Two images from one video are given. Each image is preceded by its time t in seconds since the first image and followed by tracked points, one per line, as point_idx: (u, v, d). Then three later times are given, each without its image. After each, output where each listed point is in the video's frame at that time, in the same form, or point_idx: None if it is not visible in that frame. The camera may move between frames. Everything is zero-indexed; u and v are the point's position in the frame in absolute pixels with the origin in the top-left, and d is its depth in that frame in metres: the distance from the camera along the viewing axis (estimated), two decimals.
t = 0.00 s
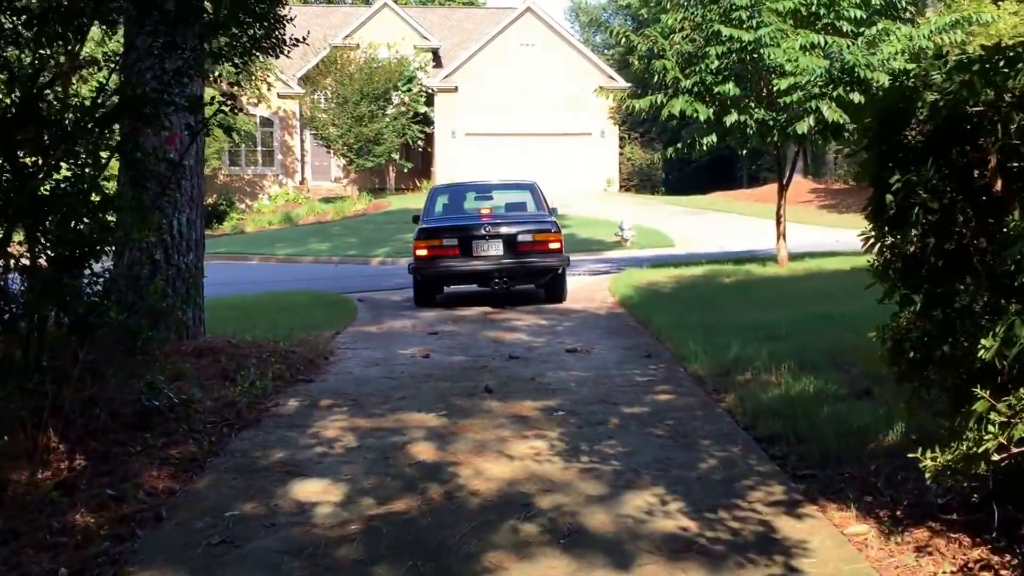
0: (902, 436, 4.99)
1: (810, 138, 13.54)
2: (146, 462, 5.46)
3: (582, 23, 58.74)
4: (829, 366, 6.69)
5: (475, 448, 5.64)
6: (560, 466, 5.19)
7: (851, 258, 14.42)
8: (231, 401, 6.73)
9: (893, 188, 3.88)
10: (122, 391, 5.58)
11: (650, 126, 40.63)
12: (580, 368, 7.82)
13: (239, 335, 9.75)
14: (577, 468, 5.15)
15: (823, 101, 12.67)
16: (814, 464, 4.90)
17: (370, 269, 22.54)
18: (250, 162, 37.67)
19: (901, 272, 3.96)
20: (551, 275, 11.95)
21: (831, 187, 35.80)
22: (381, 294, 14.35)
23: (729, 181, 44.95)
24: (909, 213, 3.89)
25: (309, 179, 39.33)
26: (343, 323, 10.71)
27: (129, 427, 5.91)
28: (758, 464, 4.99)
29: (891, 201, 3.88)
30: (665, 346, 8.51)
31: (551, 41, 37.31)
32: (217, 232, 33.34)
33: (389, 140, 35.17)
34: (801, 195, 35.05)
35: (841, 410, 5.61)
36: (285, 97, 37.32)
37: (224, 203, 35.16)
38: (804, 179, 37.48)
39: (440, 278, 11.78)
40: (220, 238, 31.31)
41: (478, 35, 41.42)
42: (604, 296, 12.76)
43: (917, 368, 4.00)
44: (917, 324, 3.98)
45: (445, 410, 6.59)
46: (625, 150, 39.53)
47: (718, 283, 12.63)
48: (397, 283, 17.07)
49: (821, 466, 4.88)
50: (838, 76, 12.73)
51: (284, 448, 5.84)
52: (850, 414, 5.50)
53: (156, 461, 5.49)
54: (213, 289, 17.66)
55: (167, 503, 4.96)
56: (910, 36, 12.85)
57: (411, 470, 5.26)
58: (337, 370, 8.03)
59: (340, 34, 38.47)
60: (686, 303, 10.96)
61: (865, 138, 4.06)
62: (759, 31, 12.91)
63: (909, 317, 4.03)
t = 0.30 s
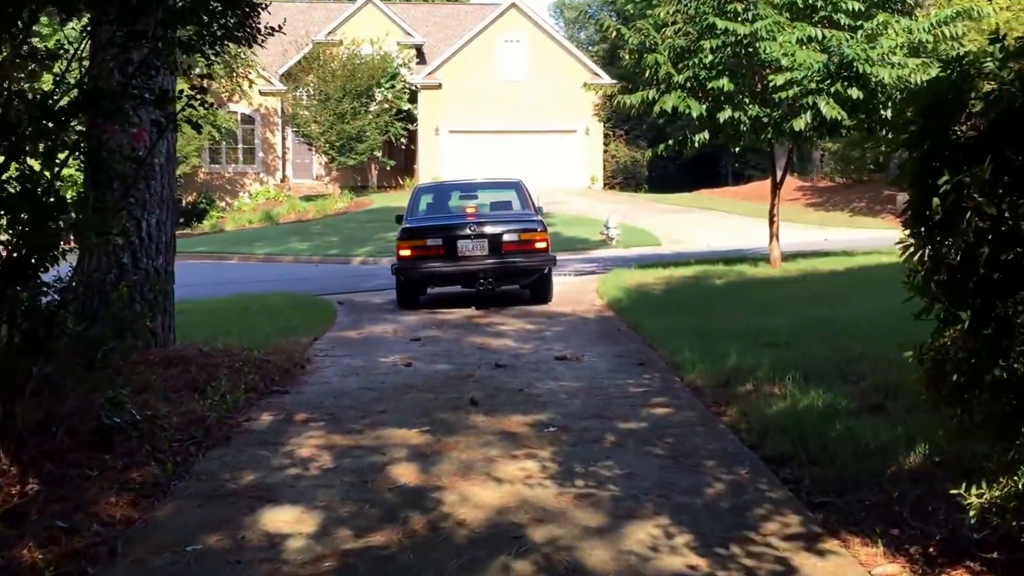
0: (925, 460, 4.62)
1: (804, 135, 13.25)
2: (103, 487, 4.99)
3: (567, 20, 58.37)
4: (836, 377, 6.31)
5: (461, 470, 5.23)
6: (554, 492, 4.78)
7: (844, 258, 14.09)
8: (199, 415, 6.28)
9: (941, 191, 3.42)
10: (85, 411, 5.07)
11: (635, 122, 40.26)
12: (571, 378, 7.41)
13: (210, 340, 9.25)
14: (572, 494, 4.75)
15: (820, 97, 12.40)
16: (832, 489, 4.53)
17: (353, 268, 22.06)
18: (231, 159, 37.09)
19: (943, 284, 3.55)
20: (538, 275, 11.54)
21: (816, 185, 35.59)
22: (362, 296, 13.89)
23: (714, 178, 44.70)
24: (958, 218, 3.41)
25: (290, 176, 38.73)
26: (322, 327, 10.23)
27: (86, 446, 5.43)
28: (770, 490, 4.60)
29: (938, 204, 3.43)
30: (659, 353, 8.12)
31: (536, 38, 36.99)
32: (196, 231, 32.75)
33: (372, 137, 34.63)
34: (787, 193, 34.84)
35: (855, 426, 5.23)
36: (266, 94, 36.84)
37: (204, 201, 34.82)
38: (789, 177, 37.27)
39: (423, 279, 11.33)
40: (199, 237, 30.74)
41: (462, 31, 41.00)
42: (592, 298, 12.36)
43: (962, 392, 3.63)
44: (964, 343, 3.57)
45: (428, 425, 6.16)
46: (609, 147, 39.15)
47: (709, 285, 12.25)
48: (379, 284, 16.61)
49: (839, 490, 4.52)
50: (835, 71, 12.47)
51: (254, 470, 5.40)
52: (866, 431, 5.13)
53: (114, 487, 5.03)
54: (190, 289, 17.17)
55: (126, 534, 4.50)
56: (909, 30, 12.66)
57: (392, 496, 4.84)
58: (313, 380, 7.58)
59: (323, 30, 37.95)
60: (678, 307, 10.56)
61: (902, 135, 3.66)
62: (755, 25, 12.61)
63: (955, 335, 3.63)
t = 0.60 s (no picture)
0: (956, 477, 4.18)
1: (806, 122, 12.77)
2: (56, 510, 4.58)
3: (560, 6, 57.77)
4: (850, 378, 5.89)
5: (448, 487, 4.82)
6: (549, 514, 4.37)
7: (845, 248, 13.66)
8: (166, 425, 5.86)
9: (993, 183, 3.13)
10: (44, 429, 4.61)
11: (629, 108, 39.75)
12: (567, 379, 6.99)
13: (188, 336, 8.76)
14: (569, 517, 4.33)
15: (822, 82, 11.94)
16: (854, 510, 4.11)
17: (344, 257, 21.57)
18: (222, 145, 36.48)
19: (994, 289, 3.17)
20: (530, 266, 11.09)
21: (812, 171, 35.21)
22: (350, 287, 13.44)
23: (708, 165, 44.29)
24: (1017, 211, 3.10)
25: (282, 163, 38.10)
26: (306, 322, 9.74)
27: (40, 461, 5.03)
28: (785, 511, 4.19)
29: (990, 198, 3.14)
30: (659, 352, 7.70)
31: (530, 23, 36.45)
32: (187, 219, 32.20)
33: (365, 123, 33.94)
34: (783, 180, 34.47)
35: (876, 436, 4.81)
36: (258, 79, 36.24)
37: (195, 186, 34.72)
38: (785, 163, 36.87)
39: (413, 271, 10.89)
40: (189, 224, 30.20)
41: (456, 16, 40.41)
42: (588, 290, 11.92)
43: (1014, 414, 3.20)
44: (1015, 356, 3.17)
45: (414, 433, 5.73)
46: (603, 133, 38.66)
47: (708, 276, 11.83)
48: (368, 274, 16.14)
49: (862, 512, 4.10)
50: (838, 55, 12.04)
51: (224, 487, 4.98)
52: (887, 442, 4.71)
53: (67, 509, 4.61)
54: (175, 279, 16.68)
55: (76, 565, 4.10)
56: (911, 11, 12.25)
57: (372, 519, 4.43)
58: (294, 382, 7.13)
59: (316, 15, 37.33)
60: (679, 299, 10.13)
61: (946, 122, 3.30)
62: (756, 7, 12.16)
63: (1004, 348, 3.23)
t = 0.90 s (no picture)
0: (1001, 500, 3.78)
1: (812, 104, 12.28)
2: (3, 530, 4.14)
3: None
4: (871, 381, 5.47)
5: (436, 504, 4.40)
6: (547, 537, 3.95)
7: (852, 235, 13.24)
8: (133, 430, 5.36)
9: None
10: None
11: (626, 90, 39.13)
12: (566, 377, 6.56)
13: (167, 328, 8.27)
14: (570, 542, 3.91)
15: (830, 62, 11.45)
16: (889, 539, 3.70)
17: (337, 241, 21.09)
18: (216, 127, 35.92)
19: None
20: (526, 254, 10.65)
21: (812, 154, 34.81)
22: (339, 275, 12.97)
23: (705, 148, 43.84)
24: None
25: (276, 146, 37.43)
26: (294, 313, 9.25)
27: None
28: (811, 538, 3.77)
29: None
30: (662, 348, 7.28)
31: (527, 5, 35.69)
32: (179, 203, 31.69)
33: (358, 105, 33.52)
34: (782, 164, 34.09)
35: (907, 449, 4.39)
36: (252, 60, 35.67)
37: (189, 169, 34.67)
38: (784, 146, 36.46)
39: (404, 259, 10.45)
40: (181, 208, 29.72)
41: None
42: (586, 279, 11.49)
43: None
44: None
45: (401, 440, 5.30)
46: (600, 116, 38.16)
47: (711, 264, 11.41)
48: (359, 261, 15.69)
49: (899, 540, 3.68)
50: (847, 35, 11.61)
51: (192, 502, 4.55)
52: (920, 456, 4.29)
53: (16, 529, 4.17)
54: (162, 265, 16.19)
55: None
56: None
57: (351, 543, 4.00)
58: (276, 378, 6.65)
59: None
60: (681, 290, 9.71)
61: None
62: None
63: None
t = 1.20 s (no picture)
0: None
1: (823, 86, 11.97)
2: None
3: None
4: (899, 386, 5.12)
5: (427, 524, 3.98)
6: (551, 568, 3.54)
7: (860, 225, 13.06)
8: (97, 436, 4.86)
9: None
10: None
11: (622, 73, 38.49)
12: (566, 377, 6.16)
13: (141, 321, 7.78)
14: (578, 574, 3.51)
15: (844, 42, 11.02)
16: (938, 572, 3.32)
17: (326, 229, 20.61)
18: (206, 111, 35.36)
19: None
20: (523, 243, 10.22)
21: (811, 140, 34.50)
22: (328, 265, 12.54)
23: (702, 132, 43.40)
24: None
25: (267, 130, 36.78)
26: (275, 306, 8.75)
27: None
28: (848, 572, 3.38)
29: None
30: (668, 345, 6.93)
31: None
32: (167, 188, 31.16)
33: (350, 88, 33.01)
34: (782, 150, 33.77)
35: (947, 465, 4.04)
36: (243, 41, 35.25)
37: (178, 153, 34.28)
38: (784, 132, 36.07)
39: (394, 248, 10.02)
40: (170, 193, 29.23)
41: None
42: (585, 269, 11.12)
43: None
44: None
45: (390, 448, 4.89)
46: (596, 99, 37.41)
47: (714, 255, 11.07)
48: (349, 249, 15.27)
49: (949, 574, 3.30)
50: (859, 12, 11.12)
51: (159, 520, 4.12)
52: (962, 474, 3.93)
53: None
54: (145, 253, 15.74)
55: None
56: None
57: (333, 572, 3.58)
58: (258, 377, 6.19)
59: None
60: (686, 282, 9.37)
61: None
62: None
63: None
